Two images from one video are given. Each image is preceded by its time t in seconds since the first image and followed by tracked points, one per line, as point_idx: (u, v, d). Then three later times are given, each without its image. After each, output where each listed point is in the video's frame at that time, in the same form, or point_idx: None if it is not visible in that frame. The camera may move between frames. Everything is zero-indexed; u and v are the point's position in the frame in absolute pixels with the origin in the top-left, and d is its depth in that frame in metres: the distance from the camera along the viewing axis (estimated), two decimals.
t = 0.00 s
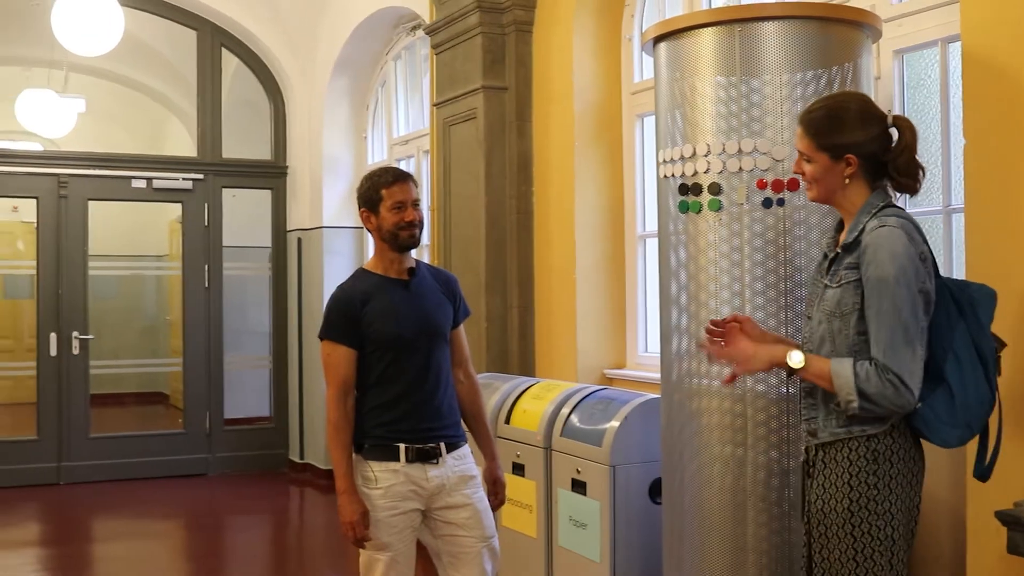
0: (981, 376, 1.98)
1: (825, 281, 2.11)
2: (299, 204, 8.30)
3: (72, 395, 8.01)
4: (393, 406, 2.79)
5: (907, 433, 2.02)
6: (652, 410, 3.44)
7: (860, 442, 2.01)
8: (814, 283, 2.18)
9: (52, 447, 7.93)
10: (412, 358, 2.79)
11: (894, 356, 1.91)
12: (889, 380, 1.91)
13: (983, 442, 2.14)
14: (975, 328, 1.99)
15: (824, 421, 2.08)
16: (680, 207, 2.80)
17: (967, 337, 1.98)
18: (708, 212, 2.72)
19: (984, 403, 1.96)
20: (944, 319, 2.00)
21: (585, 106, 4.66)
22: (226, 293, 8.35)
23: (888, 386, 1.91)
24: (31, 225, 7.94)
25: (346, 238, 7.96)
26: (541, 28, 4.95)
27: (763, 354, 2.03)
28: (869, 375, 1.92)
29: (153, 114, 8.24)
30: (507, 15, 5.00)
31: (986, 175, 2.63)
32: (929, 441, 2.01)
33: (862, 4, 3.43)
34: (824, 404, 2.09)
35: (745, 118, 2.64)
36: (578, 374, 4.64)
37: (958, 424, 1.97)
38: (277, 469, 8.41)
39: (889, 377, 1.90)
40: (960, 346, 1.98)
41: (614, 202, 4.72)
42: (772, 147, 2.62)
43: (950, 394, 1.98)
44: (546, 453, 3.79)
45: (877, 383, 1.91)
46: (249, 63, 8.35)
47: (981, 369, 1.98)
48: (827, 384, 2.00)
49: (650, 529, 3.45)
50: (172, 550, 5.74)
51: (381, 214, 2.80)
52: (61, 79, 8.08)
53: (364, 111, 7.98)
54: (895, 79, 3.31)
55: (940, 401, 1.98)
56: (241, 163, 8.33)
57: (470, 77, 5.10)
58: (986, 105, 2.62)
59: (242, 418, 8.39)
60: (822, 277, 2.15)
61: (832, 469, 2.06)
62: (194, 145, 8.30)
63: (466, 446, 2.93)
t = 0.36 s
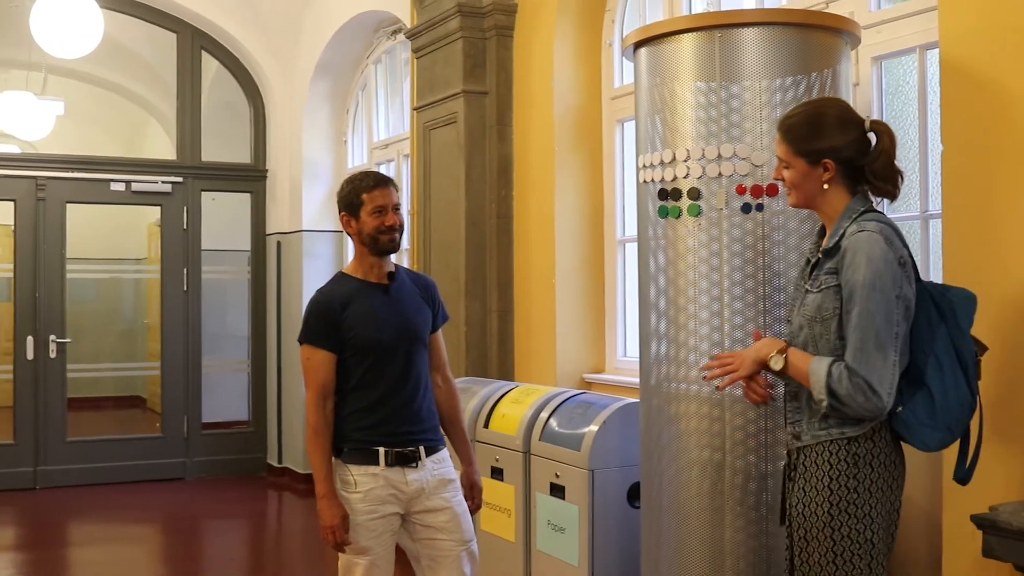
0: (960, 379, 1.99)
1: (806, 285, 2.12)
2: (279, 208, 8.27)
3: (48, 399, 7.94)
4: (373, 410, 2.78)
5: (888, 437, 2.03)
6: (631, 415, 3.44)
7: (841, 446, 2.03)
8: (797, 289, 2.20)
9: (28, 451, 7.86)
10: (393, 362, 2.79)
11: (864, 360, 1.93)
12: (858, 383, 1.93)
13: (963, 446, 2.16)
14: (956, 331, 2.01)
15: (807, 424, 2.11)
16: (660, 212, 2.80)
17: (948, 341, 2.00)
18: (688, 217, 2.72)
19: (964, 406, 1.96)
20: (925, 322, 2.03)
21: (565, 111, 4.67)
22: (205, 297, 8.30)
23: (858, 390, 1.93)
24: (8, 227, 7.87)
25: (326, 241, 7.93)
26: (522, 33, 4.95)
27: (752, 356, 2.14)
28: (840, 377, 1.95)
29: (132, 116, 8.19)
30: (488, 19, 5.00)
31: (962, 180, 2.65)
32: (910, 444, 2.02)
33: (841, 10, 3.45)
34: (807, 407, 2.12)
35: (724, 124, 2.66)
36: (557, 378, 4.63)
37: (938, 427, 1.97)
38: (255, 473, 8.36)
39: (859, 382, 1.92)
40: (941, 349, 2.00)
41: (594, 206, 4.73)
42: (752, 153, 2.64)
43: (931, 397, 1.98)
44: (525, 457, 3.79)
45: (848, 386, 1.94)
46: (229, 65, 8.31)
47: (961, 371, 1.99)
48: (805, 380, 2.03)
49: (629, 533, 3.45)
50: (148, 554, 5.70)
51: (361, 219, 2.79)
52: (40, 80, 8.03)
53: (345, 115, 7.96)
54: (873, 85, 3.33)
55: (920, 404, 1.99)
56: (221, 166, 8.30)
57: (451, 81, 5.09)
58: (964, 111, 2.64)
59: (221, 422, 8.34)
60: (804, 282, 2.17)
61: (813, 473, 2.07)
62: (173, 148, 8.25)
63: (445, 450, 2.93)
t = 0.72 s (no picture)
0: (967, 387, 2.00)
1: (814, 293, 2.12)
2: (278, 210, 8.27)
3: (45, 398, 7.92)
4: (372, 413, 2.78)
5: (894, 445, 2.03)
6: (631, 420, 3.44)
7: (849, 454, 2.03)
8: (803, 297, 2.20)
9: (24, 451, 7.85)
10: (393, 365, 2.79)
11: (877, 368, 1.92)
12: (869, 395, 1.92)
13: (965, 456, 2.16)
14: (963, 340, 2.02)
15: (816, 433, 2.09)
16: (661, 218, 2.80)
17: (955, 351, 2.01)
18: (689, 223, 2.72)
19: (970, 414, 1.98)
20: (933, 331, 2.02)
21: (566, 116, 4.68)
22: (204, 298, 8.30)
23: (869, 401, 1.92)
24: (6, 227, 7.86)
25: (324, 244, 7.93)
26: (523, 37, 4.96)
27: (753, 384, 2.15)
28: (850, 391, 1.94)
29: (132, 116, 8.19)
30: (489, 24, 5.00)
31: (964, 189, 2.65)
32: (916, 454, 2.03)
33: (843, 18, 3.46)
34: (816, 418, 2.09)
35: (724, 130, 2.66)
36: (556, 382, 4.63)
37: (946, 436, 1.98)
38: (252, 474, 8.36)
39: (869, 392, 1.92)
40: (947, 358, 2.00)
41: (594, 211, 4.73)
42: (752, 160, 2.64)
43: (938, 405, 1.99)
44: (523, 462, 3.79)
45: (857, 399, 1.93)
46: (229, 67, 8.31)
47: (967, 380, 2.00)
48: (812, 403, 2.03)
49: (627, 539, 3.45)
50: (145, 555, 5.69)
51: (362, 222, 2.79)
52: (39, 80, 8.05)
53: (344, 117, 7.96)
54: (875, 93, 3.34)
55: (928, 413, 1.99)
56: (220, 167, 8.30)
57: (452, 85, 5.10)
58: (965, 120, 2.65)
59: (217, 423, 8.34)
60: (812, 289, 2.17)
61: (819, 481, 2.07)
62: (173, 149, 8.25)
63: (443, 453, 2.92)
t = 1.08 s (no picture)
0: (968, 392, 2.00)
1: (815, 295, 2.12)
2: (277, 211, 8.26)
3: (44, 399, 7.91)
4: (371, 413, 2.77)
5: (893, 448, 2.03)
6: (630, 421, 3.44)
7: (850, 456, 2.02)
8: (803, 298, 2.19)
9: (22, 451, 7.83)
10: (392, 365, 2.78)
11: (884, 372, 1.91)
12: (878, 400, 1.92)
13: (964, 459, 2.16)
14: (965, 345, 2.02)
15: (817, 437, 2.08)
16: (661, 219, 2.80)
17: (956, 356, 2.01)
18: (689, 224, 2.72)
19: (970, 418, 1.98)
20: (935, 336, 2.02)
21: (566, 117, 4.67)
22: (202, 299, 8.29)
23: (878, 406, 1.92)
24: (5, 227, 7.85)
25: (323, 245, 7.92)
26: (523, 38, 4.96)
27: (757, 397, 2.14)
28: (857, 397, 1.94)
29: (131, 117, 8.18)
30: (489, 24, 5.00)
31: (964, 191, 2.65)
32: (916, 457, 2.03)
33: (843, 19, 3.46)
34: (817, 421, 2.08)
35: (724, 131, 2.65)
36: (555, 384, 4.63)
37: (946, 440, 1.99)
38: (250, 475, 8.35)
39: (878, 397, 1.91)
40: (949, 363, 2.01)
41: (594, 212, 4.73)
42: (753, 161, 2.63)
43: (938, 408, 1.99)
44: (523, 463, 3.78)
45: (866, 405, 1.92)
46: (228, 67, 8.30)
47: (968, 384, 2.00)
48: (820, 415, 2.02)
49: (626, 540, 3.45)
50: (143, 556, 5.68)
51: (360, 222, 2.78)
52: (38, 81, 8.04)
53: (344, 118, 7.96)
54: (876, 94, 3.33)
55: (929, 417, 1.99)
56: (219, 168, 8.29)
57: (452, 85, 5.09)
58: (966, 122, 2.65)
59: (216, 424, 8.33)
60: (811, 292, 2.17)
61: (819, 483, 2.07)
62: (172, 149, 8.25)
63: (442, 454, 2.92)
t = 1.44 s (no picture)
0: (962, 380, 2.00)
1: (811, 283, 2.11)
2: (274, 200, 8.23)
3: (41, 390, 7.91)
4: (369, 403, 2.76)
5: (888, 437, 2.03)
6: (628, 410, 3.44)
7: (845, 444, 2.01)
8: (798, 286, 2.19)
9: (20, 443, 7.82)
10: (389, 354, 2.77)
11: (880, 359, 1.90)
12: (873, 387, 1.91)
13: (958, 448, 2.15)
14: (959, 333, 2.02)
15: (812, 424, 2.08)
16: (658, 207, 2.78)
17: (951, 344, 2.01)
18: (687, 213, 2.71)
19: (965, 406, 1.98)
20: (930, 324, 2.02)
21: (564, 106, 4.66)
22: (200, 289, 8.28)
23: (873, 393, 1.91)
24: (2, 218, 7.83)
25: (321, 234, 7.91)
26: (521, 28, 4.94)
27: (751, 388, 2.12)
28: (852, 386, 1.93)
29: (127, 107, 8.16)
30: (486, 13, 4.98)
31: (963, 179, 2.64)
32: (912, 447, 2.02)
33: (842, 7, 3.44)
34: (812, 409, 2.08)
35: (722, 119, 2.64)
36: (553, 373, 4.62)
37: (941, 428, 1.98)
38: (249, 466, 8.35)
39: (873, 384, 1.90)
40: (943, 351, 2.00)
41: (592, 201, 4.72)
42: (751, 149, 2.62)
43: (933, 397, 1.98)
44: (521, 452, 3.78)
45: (861, 392, 1.92)
46: (224, 57, 8.28)
47: (964, 373, 2.01)
48: (815, 403, 2.01)
49: (624, 529, 3.44)
50: (142, 546, 5.68)
51: (356, 212, 2.77)
52: (35, 70, 7.97)
53: (341, 107, 7.94)
54: (874, 83, 3.32)
55: (924, 405, 1.98)
56: (216, 158, 8.27)
57: (449, 74, 5.07)
58: (965, 109, 2.63)
59: (214, 415, 8.32)
60: (807, 280, 2.16)
61: (814, 471, 2.06)
62: (169, 140, 8.22)
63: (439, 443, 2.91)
